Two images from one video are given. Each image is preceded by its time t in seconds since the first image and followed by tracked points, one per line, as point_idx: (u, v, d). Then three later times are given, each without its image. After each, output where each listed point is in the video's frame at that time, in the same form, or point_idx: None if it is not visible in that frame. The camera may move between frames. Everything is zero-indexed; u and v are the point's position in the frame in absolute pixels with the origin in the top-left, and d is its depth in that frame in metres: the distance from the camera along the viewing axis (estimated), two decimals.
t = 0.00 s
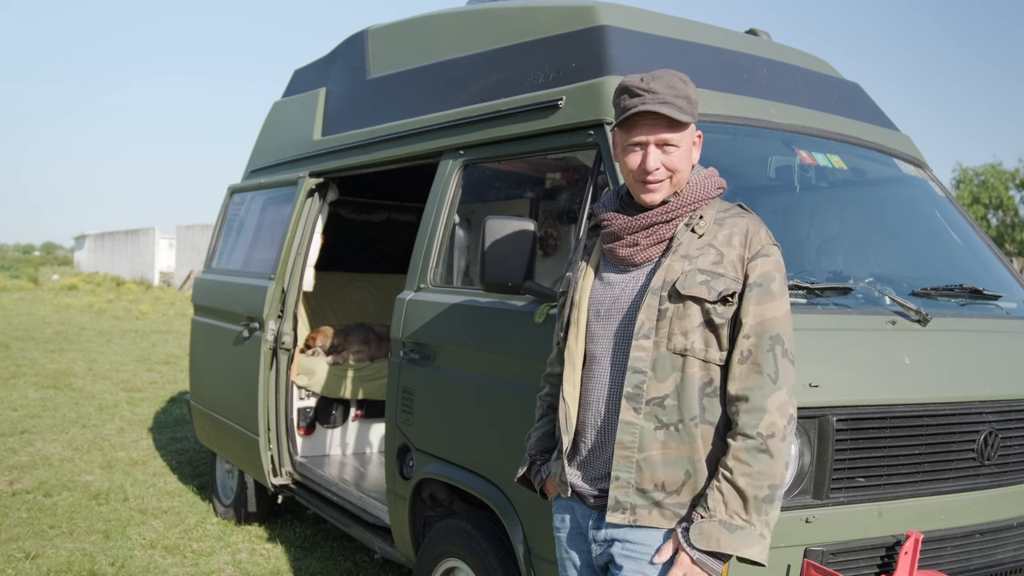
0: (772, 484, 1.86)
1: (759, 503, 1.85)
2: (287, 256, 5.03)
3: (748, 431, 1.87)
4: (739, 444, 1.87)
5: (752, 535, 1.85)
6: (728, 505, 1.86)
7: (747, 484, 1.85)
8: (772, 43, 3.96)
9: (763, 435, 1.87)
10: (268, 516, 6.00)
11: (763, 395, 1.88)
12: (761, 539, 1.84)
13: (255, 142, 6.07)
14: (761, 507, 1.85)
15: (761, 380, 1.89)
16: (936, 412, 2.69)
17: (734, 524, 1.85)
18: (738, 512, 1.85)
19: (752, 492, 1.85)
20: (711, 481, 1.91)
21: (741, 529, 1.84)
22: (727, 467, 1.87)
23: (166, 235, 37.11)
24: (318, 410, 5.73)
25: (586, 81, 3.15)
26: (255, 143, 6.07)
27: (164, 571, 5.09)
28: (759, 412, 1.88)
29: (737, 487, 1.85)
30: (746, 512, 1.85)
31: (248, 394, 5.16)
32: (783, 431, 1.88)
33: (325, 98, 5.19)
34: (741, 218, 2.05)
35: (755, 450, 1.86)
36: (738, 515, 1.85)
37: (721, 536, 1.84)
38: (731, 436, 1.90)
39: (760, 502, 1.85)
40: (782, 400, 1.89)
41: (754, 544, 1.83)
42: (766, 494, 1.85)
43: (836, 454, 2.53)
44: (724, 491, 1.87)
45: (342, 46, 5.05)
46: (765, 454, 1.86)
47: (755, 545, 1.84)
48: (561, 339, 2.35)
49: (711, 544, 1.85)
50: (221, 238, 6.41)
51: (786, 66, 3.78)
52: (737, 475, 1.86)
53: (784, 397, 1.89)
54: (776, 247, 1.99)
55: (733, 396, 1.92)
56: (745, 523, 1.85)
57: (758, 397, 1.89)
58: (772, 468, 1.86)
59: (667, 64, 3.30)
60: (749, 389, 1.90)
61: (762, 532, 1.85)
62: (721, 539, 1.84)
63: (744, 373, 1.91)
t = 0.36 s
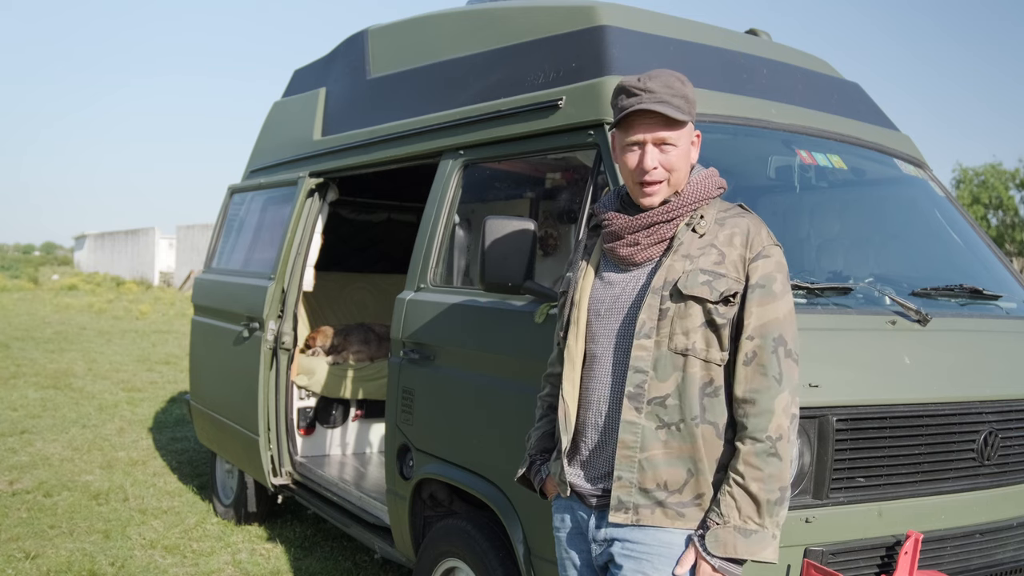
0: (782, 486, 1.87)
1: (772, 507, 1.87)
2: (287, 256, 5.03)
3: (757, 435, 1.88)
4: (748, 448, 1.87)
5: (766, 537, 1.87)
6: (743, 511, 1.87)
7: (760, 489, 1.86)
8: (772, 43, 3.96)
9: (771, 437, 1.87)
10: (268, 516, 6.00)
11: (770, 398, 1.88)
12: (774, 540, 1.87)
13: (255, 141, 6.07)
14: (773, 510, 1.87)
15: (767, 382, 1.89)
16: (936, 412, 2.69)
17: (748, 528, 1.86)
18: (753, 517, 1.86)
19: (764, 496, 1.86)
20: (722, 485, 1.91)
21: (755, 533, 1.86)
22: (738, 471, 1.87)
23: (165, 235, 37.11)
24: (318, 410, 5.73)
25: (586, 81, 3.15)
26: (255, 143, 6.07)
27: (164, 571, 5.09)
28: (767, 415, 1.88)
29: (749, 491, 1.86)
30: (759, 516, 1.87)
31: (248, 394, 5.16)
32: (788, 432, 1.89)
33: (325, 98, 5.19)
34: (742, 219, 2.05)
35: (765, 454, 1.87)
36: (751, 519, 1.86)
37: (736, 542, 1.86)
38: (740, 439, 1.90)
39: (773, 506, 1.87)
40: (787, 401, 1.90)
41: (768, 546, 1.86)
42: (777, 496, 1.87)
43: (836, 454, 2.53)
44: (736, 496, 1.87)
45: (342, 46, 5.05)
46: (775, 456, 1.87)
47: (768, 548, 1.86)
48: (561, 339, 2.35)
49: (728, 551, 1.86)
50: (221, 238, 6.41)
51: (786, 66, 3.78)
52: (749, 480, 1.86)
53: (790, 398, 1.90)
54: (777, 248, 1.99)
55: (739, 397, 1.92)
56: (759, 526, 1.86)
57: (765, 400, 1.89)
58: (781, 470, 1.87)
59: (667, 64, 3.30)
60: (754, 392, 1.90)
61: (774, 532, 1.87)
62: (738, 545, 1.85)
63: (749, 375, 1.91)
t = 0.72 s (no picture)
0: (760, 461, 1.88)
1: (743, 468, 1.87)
2: (287, 256, 5.03)
3: (760, 404, 1.90)
4: (750, 409, 1.90)
5: (723, 488, 1.86)
6: (720, 451, 1.87)
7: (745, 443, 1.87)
8: (772, 43, 3.96)
9: (773, 416, 1.89)
10: (268, 516, 6.00)
11: (779, 391, 1.91)
12: (727, 495, 1.86)
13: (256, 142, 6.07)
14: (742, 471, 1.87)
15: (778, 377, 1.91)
16: (936, 412, 2.69)
17: (717, 470, 1.86)
18: (725, 461, 1.86)
19: (744, 453, 1.87)
20: (714, 425, 1.93)
21: (716, 479, 1.86)
22: (733, 419, 1.90)
23: (165, 235, 37.12)
24: (318, 410, 5.73)
25: (586, 81, 3.15)
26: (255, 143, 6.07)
27: (164, 571, 5.09)
28: (773, 398, 1.90)
29: (734, 437, 1.88)
30: (729, 468, 1.87)
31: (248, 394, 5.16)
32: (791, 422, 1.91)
33: (325, 98, 5.19)
34: (743, 220, 2.05)
35: (762, 422, 1.89)
36: (721, 464, 1.87)
37: (701, 472, 1.85)
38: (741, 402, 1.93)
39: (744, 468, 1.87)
40: (794, 398, 1.92)
41: (722, 496, 1.86)
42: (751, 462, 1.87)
43: (836, 454, 2.53)
44: (721, 437, 1.89)
45: (342, 46, 5.05)
46: (769, 429, 1.89)
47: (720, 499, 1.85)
48: (561, 339, 2.35)
49: (695, 476, 1.86)
50: (221, 238, 6.41)
51: (786, 66, 3.78)
52: (738, 432, 1.88)
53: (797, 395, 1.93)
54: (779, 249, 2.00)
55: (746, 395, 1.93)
56: (723, 473, 1.87)
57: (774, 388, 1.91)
58: (772, 445, 1.89)
59: (667, 64, 3.30)
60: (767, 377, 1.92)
61: (733, 488, 1.87)
62: (703, 477, 1.85)
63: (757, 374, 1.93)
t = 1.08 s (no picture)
0: (741, 363, 1.82)
1: (726, 344, 1.82)
2: (287, 256, 5.03)
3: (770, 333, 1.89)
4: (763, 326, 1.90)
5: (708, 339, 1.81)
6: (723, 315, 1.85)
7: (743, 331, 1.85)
8: (772, 43, 3.96)
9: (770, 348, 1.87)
10: (268, 516, 6.00)
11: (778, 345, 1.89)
12: (698, 349, 1.80)
13: (255, 141, 6.07)
14: (724, 348, 1.82)
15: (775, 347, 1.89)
16: (936, 412, 2.69)
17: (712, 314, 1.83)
18: (718, 318, 1.83)
19: (737, 342, 1.83)
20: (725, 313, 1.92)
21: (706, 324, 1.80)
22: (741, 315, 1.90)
23: (165, 235, 37.12)
24: (318, 410, 5.73)
25: (586, 82, 3.15)
26: (255, 143, 6.07)
27: (164, 571, 5.09)
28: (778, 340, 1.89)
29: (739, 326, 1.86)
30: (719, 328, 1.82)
31: (248, 394, 5.16)
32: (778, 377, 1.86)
33: (325, 98, 5.19)
34: (742, 220, 2.08)
35: (761, 343, 1.86)
36: (715, 320, 1.82)
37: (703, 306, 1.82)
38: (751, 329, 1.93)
39: (727, 347, 1.82)
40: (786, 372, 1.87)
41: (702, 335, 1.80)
42: (732, 353, 1.82)
43: (836, 454, 2.53)
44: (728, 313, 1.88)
45: (342, 46, 5.05)
46: (765, 353, 1.85)
47: (695, 344, 1.80)
48: (560, 338, 2.35)
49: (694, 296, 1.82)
50: (221, 238, 6.41)
51: (787, 66, 3.78)
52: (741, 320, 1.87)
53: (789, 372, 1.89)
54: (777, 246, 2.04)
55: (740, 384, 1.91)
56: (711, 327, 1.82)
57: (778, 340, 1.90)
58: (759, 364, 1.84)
59: (667, 64, 3.30)
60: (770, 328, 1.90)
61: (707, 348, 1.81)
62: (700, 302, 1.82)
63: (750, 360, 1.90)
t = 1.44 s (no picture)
0: (747, 477, 1.87)
1: (726, 488, 1.87)
2: (287, 256, 5.03)
3: (737, 418, 1.89)
4: (725, 426, 1.89)
5: (710, 512, 1.87)
6: (699, 477, 1.88)
7: (725, 462, 1.87)
8: (771, 43, 3.96)
9: (750, 422, 1.88)
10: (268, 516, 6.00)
11: (764, 389, 1.89)
12: (716, 518, 1.87)
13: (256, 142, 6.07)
14: (726, 489, 1.87)
15: (766, 374, 1.90)
16: (936, 412, 2.69)
17: (697, 493, 1.88)
18: (702, 485, 1.88)
19: (725, 473, 1.87)
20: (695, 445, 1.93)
21: (701, 505, 1.87)
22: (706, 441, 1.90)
23: (165, 235, 37.13)
24: (318, 410, 5.73)
25: (586, 81, 3.15)
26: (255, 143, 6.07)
27: (164, 571, 5.09)
28: (754, 403, 1.89)
29: (712, 462, 1.88)
30: (711, 492, 1.87)
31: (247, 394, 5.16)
32: (774, 427, 1.89)
33: (325, 98, 5.19)
34: (738, 219, 2.06)
35: (739, 436, 1.87)
36: (702, 491, 1.87)
37: (684, 502, 1.88)
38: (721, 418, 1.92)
39: (727, 488, 1.87)
40: (781, 397, 1.90)
41: (709, 520, 1.86)
42: (734, 482, 1.87)
43: (836, 454, 2.53)
44: (698, 461, 1.89)
45: (342, 46, 5.05)
46: (748, 441, 1.87)
47: (709, 526, 1.86)
48: (559, 341, 2.35)
49: (672, 510, 1.88)
50: (221, 238, 6.41)
51: (786, 66, 3.78)
52: (713, 453, 1.88)
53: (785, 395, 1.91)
54: (773, 247, 2.00)
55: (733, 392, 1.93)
56: (707, 497, 1.87)
57: (756, 389, 1.89)
58: (752, 457, 1.87)
59: (667, 64, 3.30)
60: (749, 381, 1.90)
61: (718, 511, 1.87)
62: (682, 506, 1.87)
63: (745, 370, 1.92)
